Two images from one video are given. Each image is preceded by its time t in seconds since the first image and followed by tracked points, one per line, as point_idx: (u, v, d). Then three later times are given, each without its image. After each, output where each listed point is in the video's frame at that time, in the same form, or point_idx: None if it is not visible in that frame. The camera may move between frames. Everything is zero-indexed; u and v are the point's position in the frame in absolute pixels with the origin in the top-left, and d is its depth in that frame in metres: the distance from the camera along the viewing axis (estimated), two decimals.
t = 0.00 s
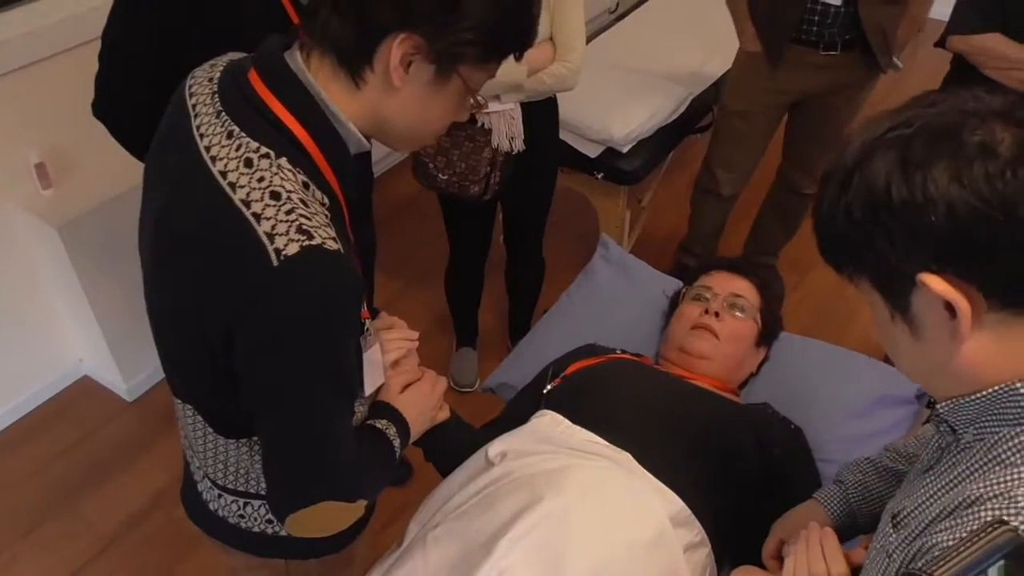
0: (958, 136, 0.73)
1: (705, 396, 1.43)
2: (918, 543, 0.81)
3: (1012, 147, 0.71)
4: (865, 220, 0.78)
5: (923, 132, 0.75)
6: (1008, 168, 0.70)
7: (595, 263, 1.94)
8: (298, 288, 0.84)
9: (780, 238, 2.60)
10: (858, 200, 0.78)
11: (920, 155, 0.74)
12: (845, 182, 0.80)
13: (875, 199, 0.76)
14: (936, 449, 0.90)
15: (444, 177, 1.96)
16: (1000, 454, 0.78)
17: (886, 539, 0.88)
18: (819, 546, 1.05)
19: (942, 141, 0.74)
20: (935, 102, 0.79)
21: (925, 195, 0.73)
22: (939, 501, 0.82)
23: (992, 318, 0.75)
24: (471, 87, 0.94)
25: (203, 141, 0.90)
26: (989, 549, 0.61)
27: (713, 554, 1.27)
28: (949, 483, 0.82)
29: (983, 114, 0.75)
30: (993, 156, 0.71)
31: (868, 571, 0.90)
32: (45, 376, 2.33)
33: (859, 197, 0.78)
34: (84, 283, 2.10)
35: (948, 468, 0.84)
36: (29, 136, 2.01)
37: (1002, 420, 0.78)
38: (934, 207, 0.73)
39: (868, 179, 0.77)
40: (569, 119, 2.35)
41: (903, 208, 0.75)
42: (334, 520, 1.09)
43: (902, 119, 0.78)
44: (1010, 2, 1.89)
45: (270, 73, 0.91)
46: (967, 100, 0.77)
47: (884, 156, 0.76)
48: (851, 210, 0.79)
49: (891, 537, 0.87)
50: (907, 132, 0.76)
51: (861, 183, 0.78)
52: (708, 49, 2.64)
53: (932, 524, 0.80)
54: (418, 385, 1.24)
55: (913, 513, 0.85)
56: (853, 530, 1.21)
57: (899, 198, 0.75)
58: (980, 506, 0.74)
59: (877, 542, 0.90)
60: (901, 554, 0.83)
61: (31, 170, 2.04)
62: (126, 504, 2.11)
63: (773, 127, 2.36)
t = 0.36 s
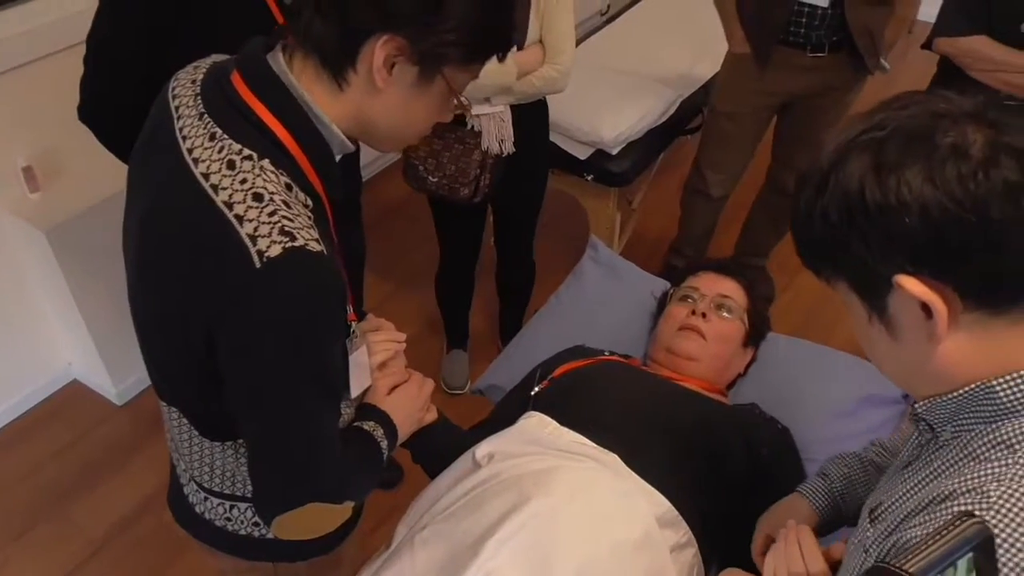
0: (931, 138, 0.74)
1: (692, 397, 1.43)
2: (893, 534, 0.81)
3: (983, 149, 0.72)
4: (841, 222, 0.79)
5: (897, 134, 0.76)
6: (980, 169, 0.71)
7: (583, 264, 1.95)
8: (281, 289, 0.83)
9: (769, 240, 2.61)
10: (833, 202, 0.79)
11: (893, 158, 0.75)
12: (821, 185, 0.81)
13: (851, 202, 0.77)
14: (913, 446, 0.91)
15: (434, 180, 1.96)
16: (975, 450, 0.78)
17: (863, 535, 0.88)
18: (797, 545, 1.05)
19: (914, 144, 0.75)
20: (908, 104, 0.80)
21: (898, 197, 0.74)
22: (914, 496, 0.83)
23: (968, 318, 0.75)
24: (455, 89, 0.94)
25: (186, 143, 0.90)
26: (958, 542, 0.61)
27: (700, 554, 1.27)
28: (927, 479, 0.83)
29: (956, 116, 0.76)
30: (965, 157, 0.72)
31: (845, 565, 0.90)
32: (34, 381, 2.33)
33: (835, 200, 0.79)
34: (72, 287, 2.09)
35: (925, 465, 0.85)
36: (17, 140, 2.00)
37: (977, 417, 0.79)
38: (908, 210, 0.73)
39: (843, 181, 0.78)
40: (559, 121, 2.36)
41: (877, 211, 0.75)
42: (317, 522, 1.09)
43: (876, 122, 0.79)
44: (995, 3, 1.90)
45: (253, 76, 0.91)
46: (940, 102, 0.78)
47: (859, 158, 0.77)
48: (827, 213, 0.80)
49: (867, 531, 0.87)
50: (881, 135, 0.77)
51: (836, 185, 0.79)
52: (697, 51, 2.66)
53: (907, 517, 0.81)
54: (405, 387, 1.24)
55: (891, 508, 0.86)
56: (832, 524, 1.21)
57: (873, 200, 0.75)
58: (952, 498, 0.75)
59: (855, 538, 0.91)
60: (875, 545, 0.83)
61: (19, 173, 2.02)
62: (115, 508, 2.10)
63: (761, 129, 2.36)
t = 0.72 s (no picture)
0: (905, 137, 0.75)
1: (683, 397, 1.43)
2: (877, 528, 0.82)
3: (958, 147, 0.73)
4: (819, 222, 0.79)
5: (871, 135, 0.77)
6: (955, 167, 0.72)
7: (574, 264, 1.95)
8: (269, 291, 0.83)
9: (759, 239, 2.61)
10: (811, 202, 0.79)
11: (870, 157, 0.76)
12: (801, 186, 0.81)
13: (829, 201, 0.78)
14: (899, 442, 0.91)
15: (425, 182, 1.96)
16: (958, 444, 0.79)
17: (848, 529, 0.89)
18: (783, 550, 1.05)
19: (890, 144, 0.75)
20: (884, 104, 0.81)
21: (875, 197, 0.74)
22: (898, 491, 0.84)
23: (948, 315, 0.76)
24: (444, 90, 0.94)
25: (175, 146, 0.90)
26: (934, 533, 0.63)
27: (690, 553, 1.27)
28: (911, 474, 0.84)
29: (931, 116, 0.77)
30: (941, 156, 0.73)
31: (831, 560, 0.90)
32: (25, 386, 2.32)
33: (814, 200, 0.79)
34: (62, 291, 2.08)
35: (909, 460, 0.86)
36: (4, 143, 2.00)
37: (959, 412, 0.80)
38: (885, 209, 0.74)
39: (821, 182, 0.79)
40: (549, 122, 2.36)
41: (855, 211, 0.76)
42: (306, 524, 1.09)
43: (854, 122, 0.80)
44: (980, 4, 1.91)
45: (241, 78, 0.91)
46: (915, 102, 0.79)
47: (837, 158, 0.78)
48: (806, 214, 0.80)
49: (852, 526, 0.88)
50: (858, 135, 0.78)
51: (814, 186, 0.79)
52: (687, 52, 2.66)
53: (891, 511, 0.82)
54: (396, 388, 1.24)
55: (875, 503, 0.87)
56: (830, 522, 1.21)
57: (851, 199, 0.76)
58: (933, 491, 0.76)
59: (840, 533, 0.91)
60: (859, 539, 0.84)
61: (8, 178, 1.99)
62: (107, 513, 2.09)
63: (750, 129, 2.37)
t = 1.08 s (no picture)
0: (897, 133, 0.75)
1: (677, 396, 1.43)
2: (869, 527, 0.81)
3: (949, 143, 0.73)
4: (811, 218, 0.79)
5: (863, 130, 0.77)
6: (946, 163, 0.72)
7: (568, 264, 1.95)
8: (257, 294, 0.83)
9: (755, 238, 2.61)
10: (803, 198, 0.79)
11: (861, 152, 0.75)
12: (793, 183, 0.81)
13: (820, 197, 0.78)
14: (892, 439, 0.91)
15: (417, 183, 1.97)
16: (951, 442, 0.78)
17: (842, 527, 0.89)
18: (780, 544, 1.05)
19: (880, 139, 0.75)
20: (876, 99, 0.81)
21: (867, 191, 0.74)
22: (890, 489, 0.83)
23: (940, 312, 0.76)
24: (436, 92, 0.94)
25: (163, 148, 0.90)
26: (913, 535, 0.63)
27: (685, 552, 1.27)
28: (904, 471, 0.83)
29: (923, 112, 0.77)
30: (931, 151, 0.73)
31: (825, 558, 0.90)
32: (18, 390, 2.31)
33: (805, 196, 0.79)
34: (55, 294, 2.07)
35: (903, 459, 0.85)
36: None
37: (951, 411, 0.79)
38: (876, 203, 0.74)
39: (812, 177, 0.78)
40: (544, 121, 2.35)
41: (846, 207, 0.76)
42: (300, 528, 1.09)
43: (845, 117, 0.80)
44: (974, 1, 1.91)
45: (229, 79, 0.91)
46: (906, 98, 0.79)
47: (828, 153, 0.77)
48: (798, 210, 0.80)
49: (846, 524, 0.88)
50: (850, 130, 0.78)
51: (806, 181, 0.79)
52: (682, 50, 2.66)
53: (883, 509, 0.81)
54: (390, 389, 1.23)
55: (867, 501, 0.86)
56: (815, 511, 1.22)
57: (842, 194, 0.76)
58: (924, 488, 0.75)
59: (834, 531, 0.91)
60: (851, 538, 0.84)
61: None
62: (101, 518, 2.08)
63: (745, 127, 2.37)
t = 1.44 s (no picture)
0: (874, 136, 0.76)
1: (670, 396, 1.43)
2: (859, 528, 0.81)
3: (926, 145, 0.74)
4: (792, 223, 0.79)
5: (841, 134, 0.77)
6: (924, 164, 0.72)
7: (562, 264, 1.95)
8: (248, 296, 0.83)
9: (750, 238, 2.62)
10: (783, 204, 0.79)
11: (839, 157, 0.76)
12: (773, 189, 0.81)
13: (799, 203, 0.78)
14: (881, 441, 0.91)
15: (411, 184, 1.97)
16: (939, 442, 0.78)
17: (832, 529, 0.88)
18: (768, 547, 1.06)
19: (858, 143, 0.76)
20: (853, 103, 0.81)
21: (846, 196, 0.74)
22: (879, 490, 0.83)
23: (922, 312, 0.76)
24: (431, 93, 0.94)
25: (153, 151, 0.90)
26: (899, 538, 0.63)
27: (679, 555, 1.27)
28: (893, 472, 0.83)
29: (901, 114, 0.77)
30: (909, 153, 0.73)
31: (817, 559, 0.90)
32: (12, 393, 2.30)
33: (785, 202, 0.79)
34: (49, 296, 2.06)
35: (892, 459, 0.85)
36: None
37: (939, 410, 0.79)
38: (856, 207, 0.74)
39: (792, 182, 0.78)
40: (538, 122, 2.35)
41: (826, 212, 0.76)
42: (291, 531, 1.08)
43: (823, 121, 0.80)
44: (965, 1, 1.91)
45: (219, 81, 0.90)
46: (883, 101, 0.80)
47: (807, 158, 0.78)
48: (778, 216, 0.80)
49: (836, 526, 0.88)
50: (828, 134, 0.78)
51: (786, 187, 0.79)
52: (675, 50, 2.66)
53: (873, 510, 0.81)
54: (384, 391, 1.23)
55: (857, 502, 0.86)
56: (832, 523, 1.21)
57: (821, 199, 0.76)
58: (913, 488, 0.75)
59: (824, 532, 0.91)
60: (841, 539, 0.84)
61: None
62: (98, 518, 2.08)
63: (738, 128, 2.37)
